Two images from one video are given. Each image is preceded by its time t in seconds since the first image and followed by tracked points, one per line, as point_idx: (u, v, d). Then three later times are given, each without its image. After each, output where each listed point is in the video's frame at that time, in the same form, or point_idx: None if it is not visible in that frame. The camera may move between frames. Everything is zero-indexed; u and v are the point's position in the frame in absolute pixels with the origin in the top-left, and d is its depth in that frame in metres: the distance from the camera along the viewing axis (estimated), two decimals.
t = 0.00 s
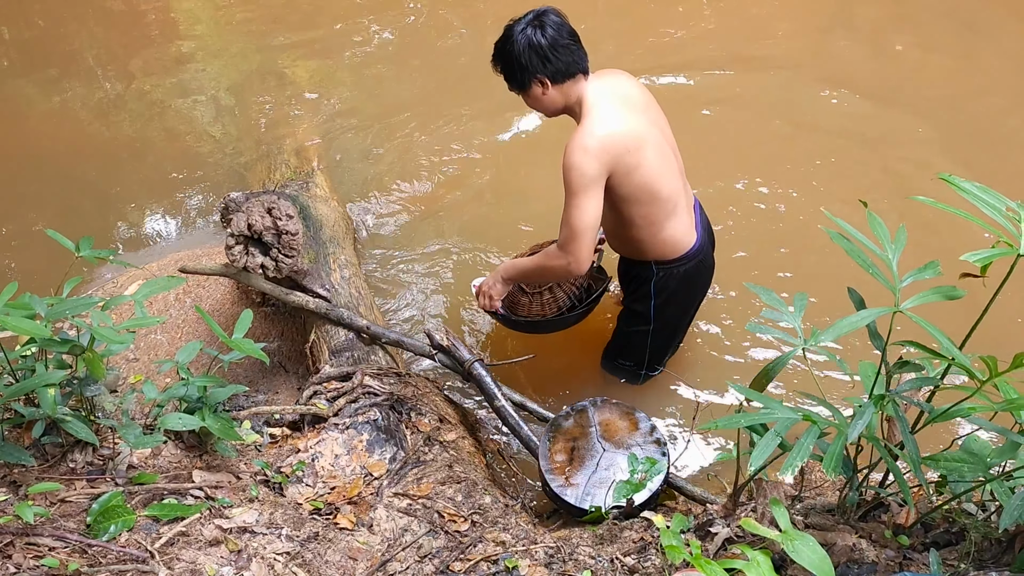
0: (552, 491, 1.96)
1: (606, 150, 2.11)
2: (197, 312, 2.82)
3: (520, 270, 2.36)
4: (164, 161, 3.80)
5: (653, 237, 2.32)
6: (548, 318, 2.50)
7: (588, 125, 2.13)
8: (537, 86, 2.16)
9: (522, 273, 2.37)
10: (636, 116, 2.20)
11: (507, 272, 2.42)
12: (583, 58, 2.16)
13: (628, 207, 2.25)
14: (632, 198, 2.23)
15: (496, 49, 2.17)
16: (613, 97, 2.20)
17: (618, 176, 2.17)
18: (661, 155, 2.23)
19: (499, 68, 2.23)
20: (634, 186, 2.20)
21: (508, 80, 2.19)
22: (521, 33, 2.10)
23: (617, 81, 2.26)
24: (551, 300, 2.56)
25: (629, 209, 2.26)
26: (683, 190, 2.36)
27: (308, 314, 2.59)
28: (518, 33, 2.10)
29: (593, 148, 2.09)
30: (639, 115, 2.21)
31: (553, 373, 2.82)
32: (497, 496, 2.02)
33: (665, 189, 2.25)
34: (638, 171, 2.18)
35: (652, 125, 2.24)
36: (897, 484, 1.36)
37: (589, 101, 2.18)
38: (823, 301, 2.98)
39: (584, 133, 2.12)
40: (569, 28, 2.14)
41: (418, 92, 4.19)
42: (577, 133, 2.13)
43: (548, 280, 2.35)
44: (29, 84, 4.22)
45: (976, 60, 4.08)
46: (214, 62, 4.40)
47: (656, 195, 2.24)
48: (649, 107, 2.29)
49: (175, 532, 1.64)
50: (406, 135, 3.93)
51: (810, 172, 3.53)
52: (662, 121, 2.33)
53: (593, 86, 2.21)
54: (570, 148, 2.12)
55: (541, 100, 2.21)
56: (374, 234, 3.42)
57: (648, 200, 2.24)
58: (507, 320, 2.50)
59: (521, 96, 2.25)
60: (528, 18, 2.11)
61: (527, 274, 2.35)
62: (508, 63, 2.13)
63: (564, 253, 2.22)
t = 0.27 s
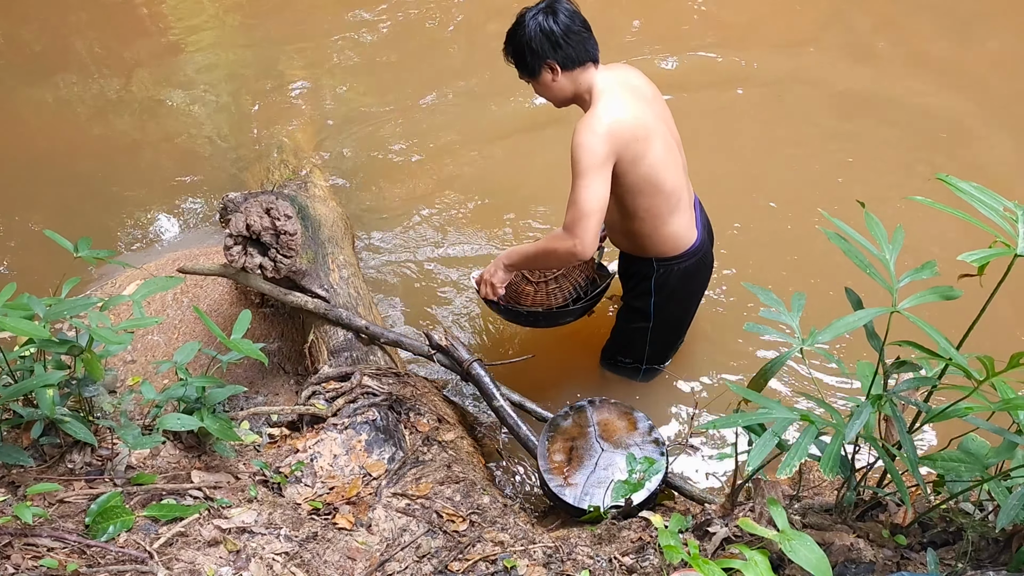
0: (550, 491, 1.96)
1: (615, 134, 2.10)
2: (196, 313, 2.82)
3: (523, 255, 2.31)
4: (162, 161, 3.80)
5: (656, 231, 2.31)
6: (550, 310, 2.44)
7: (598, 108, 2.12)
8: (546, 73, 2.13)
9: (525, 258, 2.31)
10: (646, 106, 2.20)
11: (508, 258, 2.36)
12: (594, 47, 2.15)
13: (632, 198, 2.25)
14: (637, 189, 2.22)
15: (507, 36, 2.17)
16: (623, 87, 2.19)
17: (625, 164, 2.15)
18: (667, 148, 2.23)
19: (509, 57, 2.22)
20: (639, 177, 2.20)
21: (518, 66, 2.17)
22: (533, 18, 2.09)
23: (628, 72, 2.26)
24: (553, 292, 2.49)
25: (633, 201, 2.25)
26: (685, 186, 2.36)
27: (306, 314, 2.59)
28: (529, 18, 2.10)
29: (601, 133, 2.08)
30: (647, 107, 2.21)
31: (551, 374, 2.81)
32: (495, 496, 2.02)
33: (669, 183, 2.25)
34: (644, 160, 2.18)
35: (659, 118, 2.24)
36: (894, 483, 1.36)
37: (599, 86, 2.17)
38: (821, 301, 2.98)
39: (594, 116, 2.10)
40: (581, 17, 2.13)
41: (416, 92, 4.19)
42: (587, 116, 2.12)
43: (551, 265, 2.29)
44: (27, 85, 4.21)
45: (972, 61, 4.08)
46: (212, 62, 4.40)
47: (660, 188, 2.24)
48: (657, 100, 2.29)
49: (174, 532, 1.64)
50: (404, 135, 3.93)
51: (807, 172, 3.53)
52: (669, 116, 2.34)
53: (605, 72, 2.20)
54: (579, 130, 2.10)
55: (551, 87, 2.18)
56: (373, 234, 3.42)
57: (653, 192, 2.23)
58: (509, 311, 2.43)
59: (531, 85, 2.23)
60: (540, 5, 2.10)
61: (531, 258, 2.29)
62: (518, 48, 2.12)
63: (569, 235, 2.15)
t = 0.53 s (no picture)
0: (550, 490, 1.96)
1: (630, 123, 2.09)
2: (195, 312, 2.82)
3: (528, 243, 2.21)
4: (161, 161, 3.80)
5: (660, 228, 2.31)
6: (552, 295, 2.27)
7: (614, 95, 2.12)
8: (558, 64, 2.12)
9: (530, 246, 2.21)
10: (657, 100, 2.20)
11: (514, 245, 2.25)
12: (604, 39, 2.14)
13: (640, 192, 2.24)
14: (645, 183, 2.21)
15: (517, 28, 2.15)
16: (636, 79, 2.19)
17: (637, 156, 2.15)
18: (675, 144, 2.24)
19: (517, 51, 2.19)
20: (647, 171, 2.19)
21: (528, 58, 2.15)
22: (544, 9, 2.07)
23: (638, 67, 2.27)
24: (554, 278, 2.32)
25: (639, 196, 2.25)
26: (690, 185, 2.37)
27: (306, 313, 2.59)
28: (540, 10, 2.08)
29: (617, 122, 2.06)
30: (658, 101, 2.22)
31: (551, 373, 2.81)
32: (495, 495, 2.02)
33: (677, 179, 2.26)
34: (654, 153, 2.17)
35: (668, 114, 2.25)
36: (894, 482, 1.36)
37: (613, 75, 2.16)
38: (820, 300, 2.98)
39: (610, 103, 2.10)
40: (591, 10, 2.12)
41: (416, 92, 4.19)
42: (603, 103, 2.11)
43: (556, 255, 2.19)
44: (26, 84, 4.21)
45: (973, 60, 4.08)
46: (212, 62, 4.40)
47: (668, 184, 2.24)
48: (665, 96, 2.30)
49: (173, 532, 1.64)
50: (404, 135, 3.92)
51: (807, 171, 3.53)
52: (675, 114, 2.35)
53: (622, 64, 2.21)
54: (594, 116, 2.09)
55: (562, 80, 2.16)
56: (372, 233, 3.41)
57: (662, 187, 2.23)
58: (509, 299, 2.29)
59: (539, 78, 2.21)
60: None
61: (535, 247, 2.20)
62: (529, 40, 2.10)
63: (577, 223, 2.08)
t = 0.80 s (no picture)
0: (550, 491, 1.96)
1: (646, 115, 2.10)
2: (194, 312, 2.82)
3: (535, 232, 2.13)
4: (160, 161, 3.79)
5: (666, 225, 2.32)
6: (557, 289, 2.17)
7: (629, 89, 2.12)
8: (568, 59, 2.11)
9: (539, 238, 2.14)
10: (668, 98, 2.23)
11: (519, 236, 2.16)
12: (613, 35, 2.15)
13: (648, 190, 2.25)
14: (654, 180, 2.23)
15: (526, 24, 2.13)
16: (649, 76, 2.21)
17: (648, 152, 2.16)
18: (684, 143, 2.27)
19: (525, 47, 2.18)
20: (657, 166, 2.21)
21: (538, 54, 2.14)
22: (554, 5, 2.06)
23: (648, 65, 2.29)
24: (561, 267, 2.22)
25: (648, 191, 2.26)
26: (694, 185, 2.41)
27: (306, 314, 2.59)
28: (550, 5, 2.07)
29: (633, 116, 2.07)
30: (669, 99, 2.24)
31: (551, 373, 2.81)
32: (495, 496, 2.02)
33: (685, 178, 2.28)
34: (665, 151, 2.20)
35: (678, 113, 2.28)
36: (894, 483, 1.36)
37: (626, 69, 2.17)
38: (821, 300, 2.98)
39: (627, 94, 2.11)
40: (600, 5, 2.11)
41: (416, 92, 4.18)
42: (618, 94, 2.12)
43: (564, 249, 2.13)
44: (24, 84, 4.20)
45: (973, 60, 4.08)
46: (211, 63, 4.39)
47: (676, 180, 2.26)
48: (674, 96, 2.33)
49: (173, 533, 1.64)
50: (403, 135, 3.92)
51: (807, 172, 3.53)
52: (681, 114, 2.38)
53: (633, 60, 2.24)
54: (611, 106, 2.09)
55: (572, 76, 2.16)
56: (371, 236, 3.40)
57: (670, 185, 2.26)
58: (511, 293, 2.19)
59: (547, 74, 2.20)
60: None
61: (545, 239, 2.13)
62: (539, 36, 2.09)
63: (592, 214, 2.03)
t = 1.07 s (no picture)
0: (551, 491, 1.96)
1: (655, 110, 2.10)
2: (194, 312, 2.81)
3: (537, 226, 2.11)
4: (160, 161, 3.78)
5: (669, 223, 2.33)
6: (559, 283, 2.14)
7: (639, 85, 2.12)
8: (576, 57, 2.10)
9: (542, 233, 2.12)
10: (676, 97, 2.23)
11: (520, 231, 2.14)
12: (620, 32, 2.14)
13: (653, 188, 2.25)
14: (659, 178, 2.23)
15: (533, 22, 2.11)
16: (657, 73, 2.21)
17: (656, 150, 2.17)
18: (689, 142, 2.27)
19: (531, 44, 2.16)
20: (663, 163, 2.21)
21: (544, 51, 2.12)
22: (562, 3, 2.05)
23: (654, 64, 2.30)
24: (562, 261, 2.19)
25: (653, 188, 2.26)
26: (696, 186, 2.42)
27: (305, 313, 2.59)
28: (558, 3, 2.05)
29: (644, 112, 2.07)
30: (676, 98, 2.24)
31: (551, 373, 2.80)
32: (495, 495, 2.01)
33: (690, 177, 2.29)
34: (672, 149, 2.20)
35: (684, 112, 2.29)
36: (896, 482, 1.35)
37: (635, 66, 2.17)
38: (822, 299, 2.97)
39: (637, 89, 2.11)
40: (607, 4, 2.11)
41: (416, 92, 4.17)
42: (627, 89, 2.11)
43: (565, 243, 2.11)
44: (23, 84, 4.20)
45: (973, 59, 4.07)
46: (210, 62, 4.38)
47: (681, 179, 2.27)
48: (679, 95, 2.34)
49: (172, 533, 1.63)
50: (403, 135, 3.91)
51: (808, 171, 3.52)
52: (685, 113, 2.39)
53: (643, 57, 2.24)
54: (620, 101, 2.09)
55: (578, 74, 2.15)
56: (371, 236, 3.39)
57: (675, 184, 2.26)
58: (513, 289, 2.16)
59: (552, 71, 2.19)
60: None
61: (548, 234, 2.11)
62: (547, 34, 2.07)
63: (598, 208, 2.01)
